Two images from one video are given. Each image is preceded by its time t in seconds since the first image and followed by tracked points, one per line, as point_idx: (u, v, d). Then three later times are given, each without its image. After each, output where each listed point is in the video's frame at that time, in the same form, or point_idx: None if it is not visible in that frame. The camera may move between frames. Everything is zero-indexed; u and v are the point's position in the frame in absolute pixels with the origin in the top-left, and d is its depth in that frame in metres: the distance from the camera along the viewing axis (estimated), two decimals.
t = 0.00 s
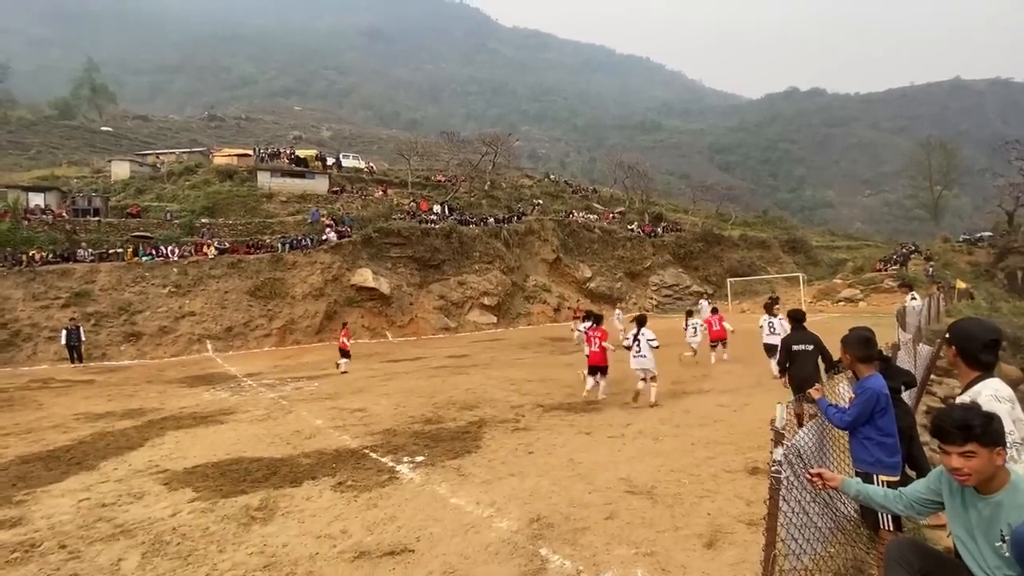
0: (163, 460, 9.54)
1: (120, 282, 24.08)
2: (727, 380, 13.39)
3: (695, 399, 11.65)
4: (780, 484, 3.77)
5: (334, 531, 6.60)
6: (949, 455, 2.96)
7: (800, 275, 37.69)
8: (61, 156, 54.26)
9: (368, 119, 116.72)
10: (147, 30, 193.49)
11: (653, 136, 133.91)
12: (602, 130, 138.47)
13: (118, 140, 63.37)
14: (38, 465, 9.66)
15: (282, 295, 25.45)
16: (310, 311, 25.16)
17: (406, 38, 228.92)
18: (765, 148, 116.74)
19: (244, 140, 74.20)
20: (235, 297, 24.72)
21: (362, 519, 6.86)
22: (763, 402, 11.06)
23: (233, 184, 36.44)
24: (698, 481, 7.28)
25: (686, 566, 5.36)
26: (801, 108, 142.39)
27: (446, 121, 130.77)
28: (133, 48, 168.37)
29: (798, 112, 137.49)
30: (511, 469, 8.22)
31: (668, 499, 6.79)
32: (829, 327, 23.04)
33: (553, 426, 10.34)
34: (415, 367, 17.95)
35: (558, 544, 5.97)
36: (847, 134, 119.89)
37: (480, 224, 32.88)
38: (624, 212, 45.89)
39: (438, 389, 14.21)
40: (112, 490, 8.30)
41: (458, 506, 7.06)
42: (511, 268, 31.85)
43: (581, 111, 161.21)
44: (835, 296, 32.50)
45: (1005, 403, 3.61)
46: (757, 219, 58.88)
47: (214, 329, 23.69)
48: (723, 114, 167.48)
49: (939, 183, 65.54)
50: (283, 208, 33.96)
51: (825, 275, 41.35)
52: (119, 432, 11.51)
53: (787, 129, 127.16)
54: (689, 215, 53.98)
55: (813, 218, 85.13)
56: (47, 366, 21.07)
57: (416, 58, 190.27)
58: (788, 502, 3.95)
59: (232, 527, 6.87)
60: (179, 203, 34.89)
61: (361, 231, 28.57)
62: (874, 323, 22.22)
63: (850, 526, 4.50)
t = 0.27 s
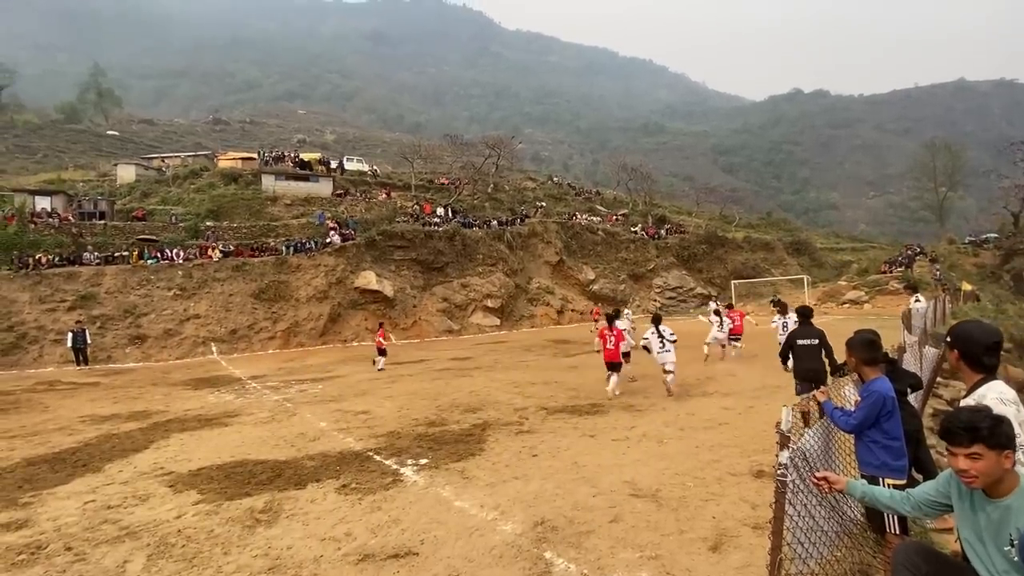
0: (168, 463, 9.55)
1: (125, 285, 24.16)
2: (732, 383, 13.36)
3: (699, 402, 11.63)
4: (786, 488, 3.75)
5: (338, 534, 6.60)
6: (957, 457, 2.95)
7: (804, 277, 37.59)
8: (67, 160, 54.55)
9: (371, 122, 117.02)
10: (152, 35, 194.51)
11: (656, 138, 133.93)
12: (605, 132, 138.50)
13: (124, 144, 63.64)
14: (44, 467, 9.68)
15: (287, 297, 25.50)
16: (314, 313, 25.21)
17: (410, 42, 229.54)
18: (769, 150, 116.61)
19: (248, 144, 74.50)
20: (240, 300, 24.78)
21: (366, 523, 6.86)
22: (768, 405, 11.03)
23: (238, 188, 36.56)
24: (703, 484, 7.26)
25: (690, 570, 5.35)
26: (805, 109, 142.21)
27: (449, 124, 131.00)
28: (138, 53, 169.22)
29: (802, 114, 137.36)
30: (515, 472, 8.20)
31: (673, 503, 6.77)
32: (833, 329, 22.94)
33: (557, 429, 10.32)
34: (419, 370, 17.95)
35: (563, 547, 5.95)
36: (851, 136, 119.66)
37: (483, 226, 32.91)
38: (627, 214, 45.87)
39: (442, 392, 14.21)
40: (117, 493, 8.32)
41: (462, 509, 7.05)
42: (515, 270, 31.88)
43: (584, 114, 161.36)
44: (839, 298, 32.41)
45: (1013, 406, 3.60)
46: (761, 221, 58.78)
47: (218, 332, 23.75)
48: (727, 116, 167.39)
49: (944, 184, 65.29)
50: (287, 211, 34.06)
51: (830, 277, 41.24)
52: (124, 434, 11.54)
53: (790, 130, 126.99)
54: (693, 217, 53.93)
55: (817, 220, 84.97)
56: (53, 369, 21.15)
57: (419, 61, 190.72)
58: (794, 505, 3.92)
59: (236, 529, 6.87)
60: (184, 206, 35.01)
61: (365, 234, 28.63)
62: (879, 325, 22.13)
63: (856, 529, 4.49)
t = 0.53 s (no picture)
0: (170, 464, 9.57)
1: (128, 287, 24.21)
2: (734, 386, 13.33)
3: (702, 404, 11.62)
4: (790, 491, 3.71)
5: (340, 536, 6.60)
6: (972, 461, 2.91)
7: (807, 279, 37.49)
8: (71, 163, 54.74)
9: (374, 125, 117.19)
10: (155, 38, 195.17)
11: (658, 140, 133.92)
12: (608, 134, 138.55)
13: (128, 147, 63.80)
14: (48, 469, 9.71)
15: (289, 299, 25.50)
16: (316, 316, 25.21)
17: (412, 44, 229.88)
18: (771, 151, 116.51)
19: (251, 147, 74.63)
20: (242, 302, 24.81)
21: (368, 525, 6.85)
22: (770, 408, 11.03)
23: (240, 190, 36.58)
24: (705, 487, 7.24)
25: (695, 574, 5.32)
26: (807, 111, 142.09)
27: (452, 127, 131.09)
28: (142, 56, 169.82)
29: (804, 116, 137.23)
30: (518, 474, 8.20)
31: (676, 505, 6.75)
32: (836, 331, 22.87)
33: (560, 431, 10.30)
34: (421, 372, 17.94)
35: (565, 550, 5.94)
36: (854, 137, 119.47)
37: (485, 228, 32.91)
38: (629, 216, 45.85)
39: (444, 394, 14.18)
40: (119, 495, 8.32)
41: (464, 512, 7.04)
42: (517, 272, 31.86)
43: (587, 117, 161.49)
44: (843, 300, 32.33)
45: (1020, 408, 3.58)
46: (763, 223, 58.72)
47: (221, 334, 23.77)
48: (729, 118, 167.18)
49: (948, 187, 65.18)
50: (290, 213, 34.11)
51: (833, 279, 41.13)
52: (128, 436, 11.55)
53: (793, 132, 126.87)
54: (695, 219, 53.90)
55: (820, 222, 84.83)
56: (57, 371, 21.19)
57: (422, 64, 191.05)
58: (798, 508, 3.91)
59: (238, 531, 6.87)
60: (187, 208, 35.08)
61: (367, 236, 28.65)
62: (883, 327, 22.10)
63: (862, 533, 4.47)
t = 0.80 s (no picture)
0: (172, 466, 9.57)
1: (130, 289, 24.25)
2: (736, 387, 13.33)
3: (704, 406, 11.62)
4: (794, 492, 3.71)
5: (341, 538, 6.60)
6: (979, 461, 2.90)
7: (808, 280, 37.49)
8: (73, 164, 54.84)
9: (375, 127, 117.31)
10: (157, 41, 195.50)
11: (659, 142, 134.01)
12: (608, 136, 138.68)
13: (129, 149, 63.92)
14: (50, 470, 9.72)
15: (290, 301, 25.52)
16: (317, 317, 25.21)
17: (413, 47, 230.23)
18: (772, 153, 116.49)
19: (253, 149, 74.74)
20: (244, 304, 24.83)
21: (369, 527, 6.85)
22: (772, 409, 11.03)
23: (242, 192, 36.63)
24: (708, 489, 7.23)
25: None
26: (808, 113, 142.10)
27: (453, 129, 131.21)
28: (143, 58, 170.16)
29: (805, 117, 137.22)
30: (519, 475, 8.20)
31: (678, 508, 6.74)
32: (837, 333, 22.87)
33: (561, 433, 10.30)
34: (422, 374, 17.97)
35: (567, 553, 5.93)
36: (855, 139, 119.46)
37: (486, 230, 32.95)
38: (631, 218, 45.84)
39: (445, 395, 14.19)
40: (120, 496, 8.33)
41: (466, 514, 7.03)
42: (518, 274, 31.88)
43: (587, 119, 161.62)
44: (844, 302, 32.32)
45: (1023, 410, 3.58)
46: (764, 225, 58.71)
47: (223, 335, 23.78)
48: (730, 120, 167.23)
49: (949, 189, 65.18)
50: (292, 215, 34.18)
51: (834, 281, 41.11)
52: (130, 438, 11.54)
53: (794, 133, 126.86)
54: (696, 220, 53.92)
55: (821, 224, 84.82)
56: (59, 372, 21.21)
57: (423, 66, 191.38)
58: (802, 511, 3.90)
59: (240, 533, 6.87)
60: (188, 210, 35.13)
61: (368, 238, 28.69)
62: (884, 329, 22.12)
63: (864, 535, 4.47)
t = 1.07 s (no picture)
0: (172, 467, 9.57)
1: (131, 290, 24.26)
2: (737, 388, 13.33)
3: (705, 407, 11.63)
4: (796, 494, 3.70)
5: (341, 539, 6.59)
6: (981, 461, 2.89)
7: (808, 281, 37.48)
8: (74, 166, 54.91)
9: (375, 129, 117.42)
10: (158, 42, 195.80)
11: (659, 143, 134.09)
12: (609, 137, 138.80)
13: (130, 150, 64.00)
14: (51, 471, 9.72)
15: (291, 302, 25.53)
16: (318, 319, 25.20)
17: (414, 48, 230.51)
18: (773, 154, 116.50)
19: (254, 150, 74.84)
20: (244, 305, 24.84)
21: (370, 529, 6.84)
22: (772, 411, 11.03)
23: (243, 194, 36.66)
24: (708, 491, 7.23)
25: None
26: (809, 114, 142.21)
27: (453, 130, 131.33)
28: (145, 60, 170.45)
29: (805, 119, 137.29)
30: (520, 477, 8.20)
31: (680, 509, 6.74)
32: (838, 334, 22.88)
33: (562, 434, 10.31)
34: (423, 375, 17.97)
35: (568, 554, 5.92)
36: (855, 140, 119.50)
37: (487, 232, 32.98)
38: (631, 219, 45.85)
39: (445, 397, 14.19)
40: (121, 497, 8.33)
41: (467, 515, 7.03)
42: (518, 275, 31.88)
43: (588, 120, 161.76)
44: (845, 303, 32.30)
45: None
46: (764, 226, 58.71)
47: (223, 336, 23.78)
48: (731, 121, 167.27)
49: (949, 190, 65.18)
50: (292, 217, 34.21)
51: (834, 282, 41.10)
52: (130, 439, 11.54)
53: (795, 135, 126.89)
54: (696, 221, 53.94)
55: (821, 225, 84.81)
56: (59, 373, 21.19)
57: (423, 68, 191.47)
58: (803, 512, 3.89)
59: (240, 535, 6.86)
60: (189, 212, 35.17)
61: (369, 239, 28.70)
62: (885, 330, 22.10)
63: (866, 537, 4.46)
